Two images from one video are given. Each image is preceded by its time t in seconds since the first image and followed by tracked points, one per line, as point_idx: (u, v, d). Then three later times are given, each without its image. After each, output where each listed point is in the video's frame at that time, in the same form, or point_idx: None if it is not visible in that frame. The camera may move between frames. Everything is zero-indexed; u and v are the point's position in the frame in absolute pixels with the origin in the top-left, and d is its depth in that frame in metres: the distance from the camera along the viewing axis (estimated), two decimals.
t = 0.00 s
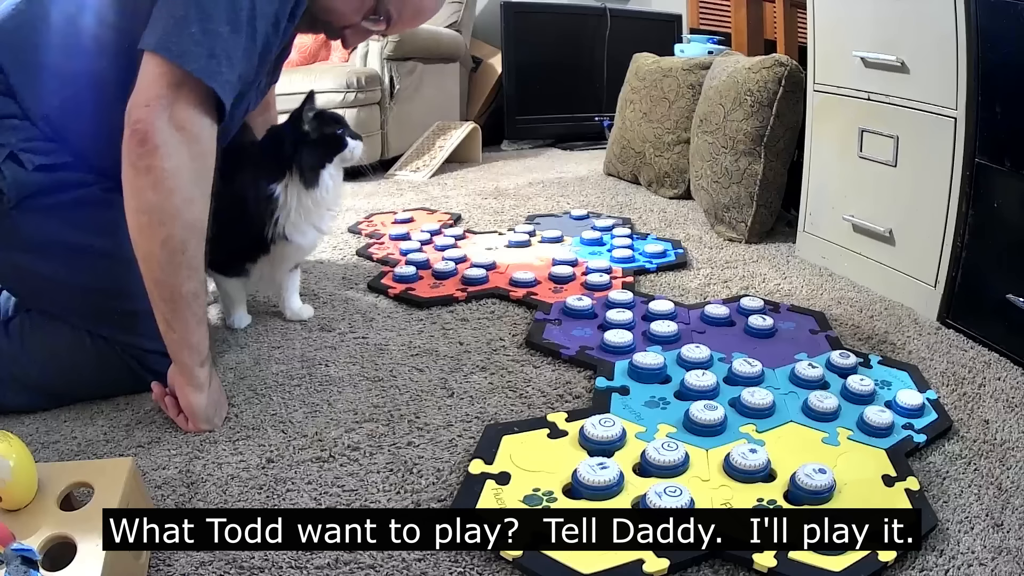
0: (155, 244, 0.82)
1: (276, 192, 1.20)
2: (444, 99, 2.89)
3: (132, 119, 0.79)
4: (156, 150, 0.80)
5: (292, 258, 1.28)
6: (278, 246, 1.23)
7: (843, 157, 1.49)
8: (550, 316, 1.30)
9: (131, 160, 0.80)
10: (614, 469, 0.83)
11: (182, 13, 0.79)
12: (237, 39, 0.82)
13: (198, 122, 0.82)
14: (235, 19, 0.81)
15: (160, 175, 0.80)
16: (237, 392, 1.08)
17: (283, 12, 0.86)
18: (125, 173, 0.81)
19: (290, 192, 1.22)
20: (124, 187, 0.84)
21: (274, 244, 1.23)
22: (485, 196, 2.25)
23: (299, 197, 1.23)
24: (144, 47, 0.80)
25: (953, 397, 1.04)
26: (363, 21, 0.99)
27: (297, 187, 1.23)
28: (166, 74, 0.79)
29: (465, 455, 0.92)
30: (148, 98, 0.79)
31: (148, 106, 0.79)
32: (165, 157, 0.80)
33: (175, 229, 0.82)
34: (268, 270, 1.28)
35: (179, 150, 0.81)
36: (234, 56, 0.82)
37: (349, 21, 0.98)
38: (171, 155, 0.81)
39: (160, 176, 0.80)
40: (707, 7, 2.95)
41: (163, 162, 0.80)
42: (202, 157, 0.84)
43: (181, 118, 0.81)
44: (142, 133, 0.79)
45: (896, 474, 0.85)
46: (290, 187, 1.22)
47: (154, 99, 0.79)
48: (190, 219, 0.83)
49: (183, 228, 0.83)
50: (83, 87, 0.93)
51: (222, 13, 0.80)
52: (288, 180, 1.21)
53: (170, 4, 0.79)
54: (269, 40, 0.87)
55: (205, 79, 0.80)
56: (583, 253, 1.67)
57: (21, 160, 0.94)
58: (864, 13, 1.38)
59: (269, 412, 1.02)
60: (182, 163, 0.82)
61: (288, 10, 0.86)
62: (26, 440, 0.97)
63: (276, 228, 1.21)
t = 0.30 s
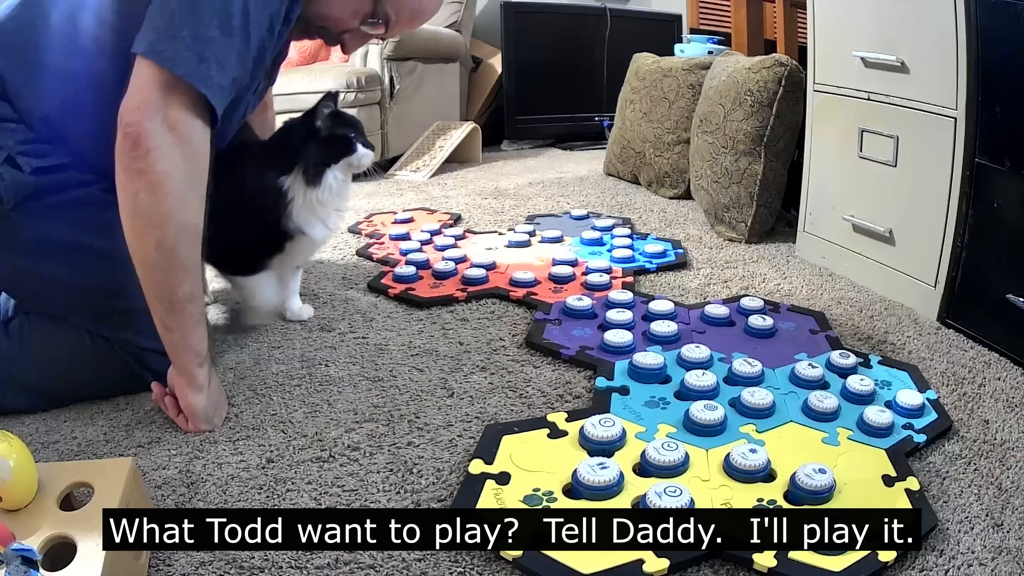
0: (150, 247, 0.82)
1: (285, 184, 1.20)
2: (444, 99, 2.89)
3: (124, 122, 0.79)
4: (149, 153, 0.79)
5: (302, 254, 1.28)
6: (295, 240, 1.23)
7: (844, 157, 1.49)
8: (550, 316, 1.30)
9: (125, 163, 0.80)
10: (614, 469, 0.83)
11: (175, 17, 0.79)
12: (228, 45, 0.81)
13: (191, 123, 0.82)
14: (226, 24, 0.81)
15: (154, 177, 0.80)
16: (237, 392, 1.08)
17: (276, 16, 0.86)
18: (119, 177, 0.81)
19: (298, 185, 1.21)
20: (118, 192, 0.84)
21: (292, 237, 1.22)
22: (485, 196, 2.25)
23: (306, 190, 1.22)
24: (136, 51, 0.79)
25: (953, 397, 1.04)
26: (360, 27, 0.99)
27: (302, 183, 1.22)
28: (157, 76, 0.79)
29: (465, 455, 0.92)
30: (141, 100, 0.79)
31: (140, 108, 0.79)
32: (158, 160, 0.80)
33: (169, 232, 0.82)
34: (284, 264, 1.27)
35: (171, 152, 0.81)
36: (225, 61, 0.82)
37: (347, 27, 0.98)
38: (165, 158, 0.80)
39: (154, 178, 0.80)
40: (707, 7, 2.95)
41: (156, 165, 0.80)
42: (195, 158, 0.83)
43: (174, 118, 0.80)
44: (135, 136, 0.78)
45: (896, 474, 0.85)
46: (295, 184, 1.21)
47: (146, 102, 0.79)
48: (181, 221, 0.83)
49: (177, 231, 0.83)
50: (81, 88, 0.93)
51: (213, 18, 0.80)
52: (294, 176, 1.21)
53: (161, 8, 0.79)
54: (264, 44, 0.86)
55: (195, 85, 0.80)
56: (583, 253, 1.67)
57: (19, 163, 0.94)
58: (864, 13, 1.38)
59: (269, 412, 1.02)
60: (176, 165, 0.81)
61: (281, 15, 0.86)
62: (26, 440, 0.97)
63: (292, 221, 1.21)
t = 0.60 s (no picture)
0: (148, 249, 0.82)
1: (298, 179, 1.21)
2: (444, 99, 2.89)
3: (120, 124, 0.78)
4: (145, 155, 0.79)
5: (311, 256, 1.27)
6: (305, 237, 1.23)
7: (844, 157, 1.49)
8: (550, 316, 1.30)
9: (121, 165, 0.79)
10: (614, 470, 0.83)
11: (172, 19, 0.79)
12: (224, 47, 0.81)
13: (187, 124, 0.82)
14: (221, 26, 0.81)
15: (151, 179, 0.80)
16: (237, 392, 1.08)
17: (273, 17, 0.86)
18: (116, 179, 0.81)
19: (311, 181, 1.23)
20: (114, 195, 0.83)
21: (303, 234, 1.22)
22: (485, 196, 2.25)
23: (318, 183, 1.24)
24: (130, 53, 0.79)
25: (953, 397, 1.04)
26: (362, 28, 0.98)
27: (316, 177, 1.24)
28: (152, 78, 0.79)
29: (465, 455, 0.92)
30: (137, 102, 0.78)
31: (136, 111, 0.78)
32: (155, 162, 0.80)
33: (167, 234, 0.82)
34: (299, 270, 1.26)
35: (168, 154, 0.81)
36: (220, 63, 0.82)
37: (348, 28, 0.98)
38: (162, 159, 0.80)
39: (150, 181, 0.80)
40: (707, 7, 2.95)
41: (152, 167, 0.80)
42: (190, 159, 0.83)
43: (170, 120, 0.80)
44: (131, 138, 0.78)
45: (896, 473, 0.85)
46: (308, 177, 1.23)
47: (142, 104, 0.78)
48: (180, 223, 0.83)
49: (175, 233, 0.83)
50: (79, 89, 0.93)
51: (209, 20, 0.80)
52: (308, 170, 1.23)
53: (157, 10, 0.79)
54: (261, 45, 0.87)
55: (191, 87, 0.80)
56: (583, 253, 1.67)
57: (18, 164, 0.94)
58: (864, 13, 1.38)
59: (269, 412, 1.02)
60: (172, 166, 0.81)
61: (277, 17, 0.86)
62: (26, 440, 0.97)
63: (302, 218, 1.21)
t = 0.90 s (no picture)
0: (148, 250, 0.82)
1: (309, 172, 1.19)
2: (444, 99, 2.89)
3: (119, 125, 0.78)
4: (144, 157, 0.79)
5: (321, 254, 1.28)
6: (314, 233, 1.23)
7: (844, 157, 1.49)
8: (550, 316, 1.30)
9: (120, 166, 0.79)
10: (614, 469, 0.83)
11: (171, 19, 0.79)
12: (221, 48, 0.81)
13: (186, 125, 0.82)
14: (219, 26, 0.81)
15: (149, 181, 0.80)
16: (237, 392, 1.08)
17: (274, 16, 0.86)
18: (116, 181, 0.81)
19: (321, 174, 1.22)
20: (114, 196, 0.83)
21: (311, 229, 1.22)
22: (485, 196, 2.25)
23: (329, 175, 1.24)
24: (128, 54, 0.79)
25: (953, 397, 1.04)
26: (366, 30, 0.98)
27: (327, 169, 1.24)
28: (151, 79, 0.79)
29: (465, 455, 0.92)
30: (135, 102, 0.78)
31: (135, 112, 0.78)
32: (154, 163, 0.80)
33: (166, 235, 0.82)
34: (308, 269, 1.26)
35: (167, 155, 0.81)
36: (219, 64, 0.82)
37: (352, 30, 0.98)
38: (160, 160, 0.80)
39: (149, 182, 0.80)
40: (707, 7, 2.95)
41: (151, 167, 0.80)
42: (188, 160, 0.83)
43: (169, 121, 0.80)
44: (130, 138, 0.78)
45: (896, 474, 0.85)
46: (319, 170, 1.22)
47: (142, 105, 0.78)
48: (179, 224, 0.83)
49: (175, 234, 0.83)
50: (80, 89, 0.93)
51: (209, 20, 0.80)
52: (318, 163, 1.22)
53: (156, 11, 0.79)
54: (261, 46, 0.86)
55: (188, 88, 0.80)
56: (584, 253, 1.67)
57: (17, 164, 0.94)
58: (864, 13, 1.38)
59: (269, 412, 1.02)
60: (171, 167, 0.81)
61: (277, 18, 0.86)
62: (26, 440, 0.97)
63: (311, 213, 1.21)
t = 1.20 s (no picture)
0: (147, 253, 0.82)
1: (319, 170, 1.18)
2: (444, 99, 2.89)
3: (117, 127, 0.78)
4: (142, 159, 0.79)
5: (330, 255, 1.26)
6: (323, 233, 1.21)
7: (844, 156, 1.49)
8: (550, 316, 1.30)
9: (118, 169, 0.79)
10: (614, 469, 0.83)
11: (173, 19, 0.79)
12: (219, 53, 0.82)
13: (184, 127, 0.82)
14: (216, 30, 0.81)
15: (147, 183, 0.79)
16: (237, 392, 1.08)
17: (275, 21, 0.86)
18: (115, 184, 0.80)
19: (333, 173, 1.20)
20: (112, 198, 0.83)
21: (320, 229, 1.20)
22: (485, 196, 2.25)
23: (340, 174, 1.21)
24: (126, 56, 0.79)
25: (953, 397, 1.04)
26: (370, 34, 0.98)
27: (339, 168, 1.21)
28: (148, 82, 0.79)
29: (465, 455, 0.92)
30: (134, 104, 0.78)
31: (133, 114, 0.78)
32: (152, 165, 0.80)
33: (164, 238, 0.82)
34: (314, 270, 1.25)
35: (165, 158, 0.80)
36: (217, 70, 0.82)
37: (357, 33, 0.98)
38: (158, 162, 0.80)
39: (148, 185, 0.80)
40: (707, 7, 2.95)
41: (149, 169, 0.79)
42: (186, 162, 0.82)
43: (167, 123, 0.80)
44: (128, 140, 0.78)
45: (896, 474, 0.85)
46: (328, 168, 1.20)
47: (139, 107, 0.78)
48: (178, 226, 0.83)
49: (175, 236, 0.83)
50: (80, 89, 0.93)
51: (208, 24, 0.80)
52: (329, 161, 1.20)
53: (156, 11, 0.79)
54: (261, 51, 0.87)
55: (185, 94, 0.80)
56: (583, 253, 1.67)
57: (18, 164, 0.94)
58: (864, 13, 1.38)
59: (269, 412, 1.02)
60: (169, 169, 0.81)
61: (277, 24, 0.86)
62: (27, 440, 0.97)
63: (320, 213, 1.19)
